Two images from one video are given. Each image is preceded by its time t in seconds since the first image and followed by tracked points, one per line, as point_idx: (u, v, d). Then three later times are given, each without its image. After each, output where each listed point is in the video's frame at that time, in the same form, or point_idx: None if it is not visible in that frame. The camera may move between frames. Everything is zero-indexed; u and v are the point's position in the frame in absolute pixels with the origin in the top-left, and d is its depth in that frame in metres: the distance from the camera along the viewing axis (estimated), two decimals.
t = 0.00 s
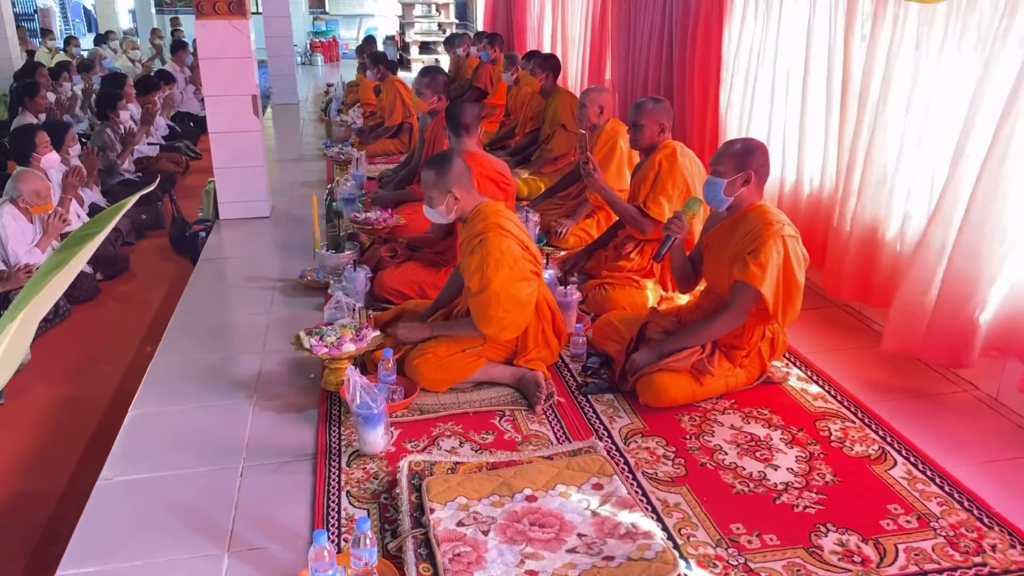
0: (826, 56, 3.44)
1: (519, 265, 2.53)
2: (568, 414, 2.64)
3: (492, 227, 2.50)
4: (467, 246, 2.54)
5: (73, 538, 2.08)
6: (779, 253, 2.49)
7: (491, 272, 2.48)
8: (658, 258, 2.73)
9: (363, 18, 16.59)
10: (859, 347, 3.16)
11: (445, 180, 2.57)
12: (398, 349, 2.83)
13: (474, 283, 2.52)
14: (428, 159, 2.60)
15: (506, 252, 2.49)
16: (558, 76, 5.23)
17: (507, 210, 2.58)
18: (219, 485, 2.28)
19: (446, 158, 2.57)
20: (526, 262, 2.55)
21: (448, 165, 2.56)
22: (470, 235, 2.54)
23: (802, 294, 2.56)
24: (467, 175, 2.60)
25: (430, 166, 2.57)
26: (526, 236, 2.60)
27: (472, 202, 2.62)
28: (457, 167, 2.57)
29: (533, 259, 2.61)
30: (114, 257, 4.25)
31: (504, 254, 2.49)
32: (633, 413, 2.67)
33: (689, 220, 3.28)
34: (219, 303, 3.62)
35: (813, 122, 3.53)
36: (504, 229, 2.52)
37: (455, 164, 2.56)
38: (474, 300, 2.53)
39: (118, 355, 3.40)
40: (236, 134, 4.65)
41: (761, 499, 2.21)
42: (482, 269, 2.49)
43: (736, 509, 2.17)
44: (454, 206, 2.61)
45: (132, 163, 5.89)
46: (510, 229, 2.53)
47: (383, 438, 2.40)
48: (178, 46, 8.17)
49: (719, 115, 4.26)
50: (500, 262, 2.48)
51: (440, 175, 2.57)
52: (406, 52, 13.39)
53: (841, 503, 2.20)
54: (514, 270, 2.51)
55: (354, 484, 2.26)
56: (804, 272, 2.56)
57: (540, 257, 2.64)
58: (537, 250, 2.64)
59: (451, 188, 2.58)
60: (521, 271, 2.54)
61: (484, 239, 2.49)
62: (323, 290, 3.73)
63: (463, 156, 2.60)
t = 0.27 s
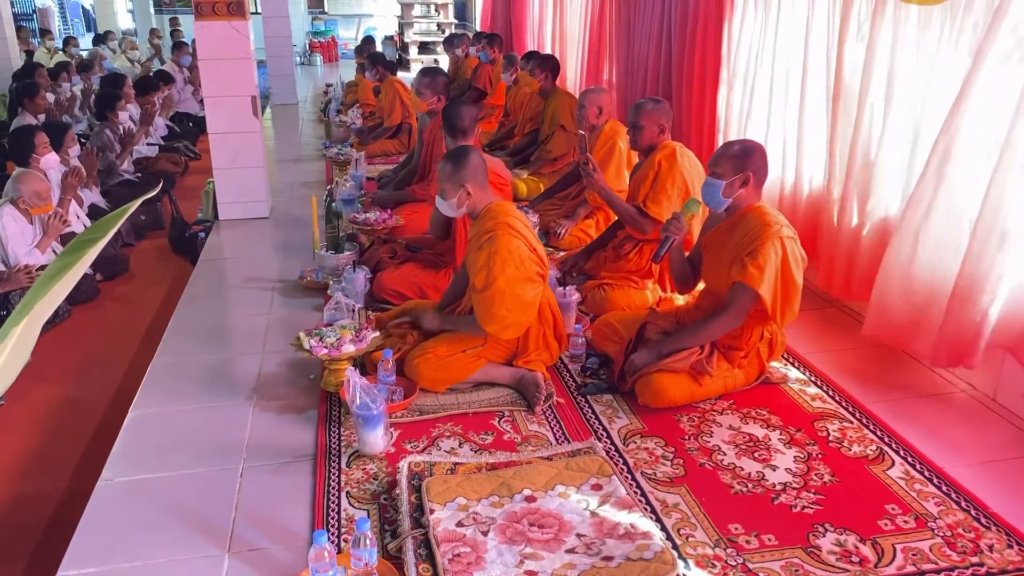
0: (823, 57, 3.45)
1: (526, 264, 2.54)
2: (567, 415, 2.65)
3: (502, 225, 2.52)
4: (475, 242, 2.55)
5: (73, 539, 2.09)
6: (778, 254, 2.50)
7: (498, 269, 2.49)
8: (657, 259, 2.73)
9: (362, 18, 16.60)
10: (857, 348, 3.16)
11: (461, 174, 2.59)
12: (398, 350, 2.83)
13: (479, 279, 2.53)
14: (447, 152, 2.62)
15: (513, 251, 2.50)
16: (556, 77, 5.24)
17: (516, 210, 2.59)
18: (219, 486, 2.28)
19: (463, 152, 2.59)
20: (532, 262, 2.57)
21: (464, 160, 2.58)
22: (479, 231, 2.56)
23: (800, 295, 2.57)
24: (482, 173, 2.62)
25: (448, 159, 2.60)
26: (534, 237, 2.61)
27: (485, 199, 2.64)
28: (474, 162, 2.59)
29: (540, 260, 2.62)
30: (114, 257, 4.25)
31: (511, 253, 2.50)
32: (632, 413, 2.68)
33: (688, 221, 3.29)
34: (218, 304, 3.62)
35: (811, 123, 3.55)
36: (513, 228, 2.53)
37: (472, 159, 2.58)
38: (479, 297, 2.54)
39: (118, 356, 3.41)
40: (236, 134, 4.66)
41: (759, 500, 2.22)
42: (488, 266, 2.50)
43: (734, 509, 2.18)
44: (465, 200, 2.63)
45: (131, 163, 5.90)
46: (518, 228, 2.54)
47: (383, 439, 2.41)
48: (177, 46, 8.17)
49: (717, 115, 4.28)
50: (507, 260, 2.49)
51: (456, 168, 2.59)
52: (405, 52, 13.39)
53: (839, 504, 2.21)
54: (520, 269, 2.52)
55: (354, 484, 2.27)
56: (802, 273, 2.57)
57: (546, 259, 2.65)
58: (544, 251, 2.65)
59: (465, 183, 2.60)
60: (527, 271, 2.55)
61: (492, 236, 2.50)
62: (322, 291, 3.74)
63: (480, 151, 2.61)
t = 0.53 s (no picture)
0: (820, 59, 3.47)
1: (528, 265, 2.55)
2: (566, 416, 2.66)
3: (505, 224, 2.53)
4: (477, 241, 2.56)
5: (73, 540, 2.09)
6: (776, 255, 2.51)
7: (500, 269, 2.50)
8: (655, 260, 2.73)
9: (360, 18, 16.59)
10: (855, 349, 3.17)
11: (468, 173, 2.60)
12: (397, 351, 2.83)
13: (481, 278, 2.53)
14: (455, 150, 2.63)
15: (516, 251, 2.51)
16: (555, 77, 5.24)
17: (519, 210, 2.60)
18: (219, 487, 2.29)
19: (471, 151, 2.60)
20: (534, 262, 2.57)
21: (472, 159, 2.59)
22: (481, 230, 2.56)
23: (798, 296, 2.58)
24: (489, 172, 2.63)
25: (455, 157, 2.60)
26: (537, 237, 2.62)
27: (490, 199, 2.65)
28: (483, 160, 2.60)
29: (541, 261, 2.62)
30: (113, 258, 4.25)
31: (513, 253, 2.50)
32: (631, 414, 2.69)
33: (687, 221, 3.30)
34: (217, 305, 3.63)
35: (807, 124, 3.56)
36: (516, 227, 2.54)
37: (480, 157, 2.59)
38: (480, 296, 2.55)
39: (118, 357, 3.41)
40: (235, 135, 4.66)
41: (758, 500, 2.23)
42: (490, 266, 2.51)
43: (732, 510, 2.19)
44: (470, 198, 2.64)
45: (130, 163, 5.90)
46: (521, 228, 2.55)
47: (382, 440, 2.42)
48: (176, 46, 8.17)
49: (717, 116, 4.27)
50: (509, 260, 2.50)
51: (464, 166, 2.60)
52: (404, 52, 13.40)
53: (837, 505, 2.22)
54: (523, 269, 2.53)
55: (353, 485, 2.27)
56: (800, 274, 2.57)
57: (548, 260, 2.66)
58: (546, 252, 2.65)
59: (470, 182, 2.61)
60: (529, 271, 2.55)
61: (495, 236, 2.51)
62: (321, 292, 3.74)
63: (488, 150, 2.62)
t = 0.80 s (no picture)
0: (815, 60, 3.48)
1: (528, 266, 2.55)
2: (565, 417, 2.66)
3: (504, 226, 2.53)
4: (477, 243, 2.56)
5: (73, 541, 2.09)
6: (775, 256, 2.51)
7: (499, 270, 2.50)
8: (654, 261, 2.73)
9: (359, 18, 16.60)
10: (856, 349, 3.18)
11: (470, 173, 2.60)
12: (396, 351, 2.84)
13: (481, 279, 2.53)
14: (458, 150, 2.63)
15: (515, 252, 2.51)
16: (554, 78, 5.24)
17: (519, 211, 2.60)
18: (219, 487, 2.29)
19: (474, 152, 2.60)
20: (534, 264, 2.57)
21: (475, 160, 2.59)
22: (482, 231, 2.57)
23: (797, 297, 2.58)
24: (492, 174, 2.63)
25: (458, 157, 2.60)
26: (537, 239, 2.62)
27: (491, 200, 2.65)
28: (486, 162, 2.60)
29: (541, 262, 2.62)
30: (112, 259, 4.25)
31: (512, 254, 2.51)
32: (630, 414, 2.69)
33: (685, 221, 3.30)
34: (217, 305, 3.63)
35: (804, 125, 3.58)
36: (515, 229, 2.54)
37: (484, 158, 2.59)
38: (480, 297, 2.55)
39: (117, 358, 3.41)
40: (234, 136, 4.66)
41: (757, 501, 2.23)
42: (490, 267, 2.51)
43: (730, 510, 2.19)
44: (471, 199, 2.64)
45: (129, 164, 5.90)
46: (521, 229, 2.55)
47: (381, 441, 2.42)
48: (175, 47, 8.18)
49: (718, 118, 4.27)
50: (509, 262, 2.50)
51: (466, 166, 2.60)
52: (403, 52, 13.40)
53: (836, 505, 2.22)
54: (522, 270, 2.53)
55: (353, 486, 2.28)
56: (799, 275, 2.58)
57: (547, 261, 2.66)
58: (546, 253, 2.65)
59: (472, 182, 2.61)
60: (529, 273, 2.56)
61: (495, 237, 2.51)
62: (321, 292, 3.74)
63: (491, 151, 2.63)
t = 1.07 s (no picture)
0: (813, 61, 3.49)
1: (527, 267, 2.55)
2: (565, 418, 2.67)
3: (504, 227, 2.53)
4: (477, 244, 2.56)
5: (73, 542, 2.10)
6: (774, 258, 2.52)
7: (499, 271, 2.50)
8: (654, 262, 2.74)
9: (359, 19, 16.62)
10: (856, 350, 3.19)
11: (471, 174, 2.60)
12: (395, 352, 2.84)
13: (481, 281, 2.54)
14: (459, 151, 2.63)
15: (515, 254, 2.51)
16: (553, 79, 5.25)
17: (519, 212, 2.60)
18: (219, 488, 2.30)
19: (475, 153, 2.61)
20: (534, 265, 2.58)
21: (475, 161, 2.60)
22: (481, 232, 2.57)
23: (796, 298, 2.59)
24: (493, 175, 2.64)
25: (460, 158, 2.61)
26: (537, 240, 2.62)
27: (491, 201, 2.66)
28: (486, 163, 2.61)
29: (541, 264, 2.63)
30: (112, 259, 4.26)
31: (512, 255, 2.51)
32: (629, 415, 2.70)
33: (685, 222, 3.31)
34: (216, 306, 3.63)
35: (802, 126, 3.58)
36: (515, 230, 2.54)
37: (484, 159, 2.60)
38: (480, 298, 2.56)
39: (118, 358, 3.41)
40: (233, 137, 4.67)
41: (755, 501, 2.24)
42: (490, 268, 2.51)
43: (729, 511, 2.20)
44: (472, 200, 2.65)
45: (129, 164, 5.91)
46: (520, 230, 2.56)
47: (381, 442, 2.42)
48: (175, 48, 8.19)
49: (717, 118, 4.25)
50: (509, 263, 2.50)
51: (467, 168, 2.60)
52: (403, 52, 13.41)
53: (835, 505, 2.23)
54: (522, 271, 2.54)
55: (353, 487, 2.28)
56: (798, 276, 2.58)
57: (547, 262, 2.66)
58: (545, 254, 2.66)
59: (473, 183, 2.61)
60: (529, 274, 2.56)
61: (495, 238, 2.52)
62: (320, 293, 3.75)
63: (491, 152, 2.63)
